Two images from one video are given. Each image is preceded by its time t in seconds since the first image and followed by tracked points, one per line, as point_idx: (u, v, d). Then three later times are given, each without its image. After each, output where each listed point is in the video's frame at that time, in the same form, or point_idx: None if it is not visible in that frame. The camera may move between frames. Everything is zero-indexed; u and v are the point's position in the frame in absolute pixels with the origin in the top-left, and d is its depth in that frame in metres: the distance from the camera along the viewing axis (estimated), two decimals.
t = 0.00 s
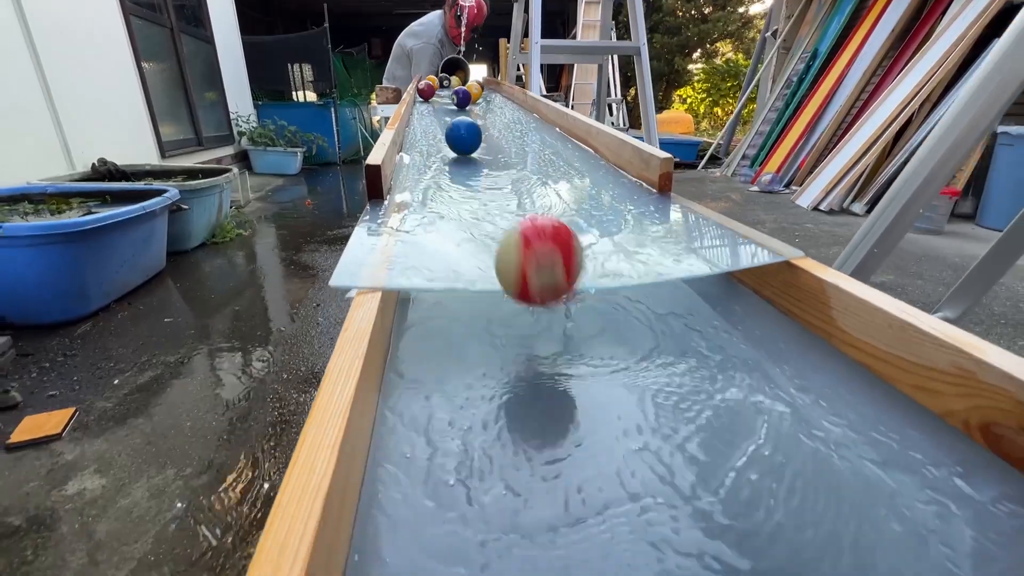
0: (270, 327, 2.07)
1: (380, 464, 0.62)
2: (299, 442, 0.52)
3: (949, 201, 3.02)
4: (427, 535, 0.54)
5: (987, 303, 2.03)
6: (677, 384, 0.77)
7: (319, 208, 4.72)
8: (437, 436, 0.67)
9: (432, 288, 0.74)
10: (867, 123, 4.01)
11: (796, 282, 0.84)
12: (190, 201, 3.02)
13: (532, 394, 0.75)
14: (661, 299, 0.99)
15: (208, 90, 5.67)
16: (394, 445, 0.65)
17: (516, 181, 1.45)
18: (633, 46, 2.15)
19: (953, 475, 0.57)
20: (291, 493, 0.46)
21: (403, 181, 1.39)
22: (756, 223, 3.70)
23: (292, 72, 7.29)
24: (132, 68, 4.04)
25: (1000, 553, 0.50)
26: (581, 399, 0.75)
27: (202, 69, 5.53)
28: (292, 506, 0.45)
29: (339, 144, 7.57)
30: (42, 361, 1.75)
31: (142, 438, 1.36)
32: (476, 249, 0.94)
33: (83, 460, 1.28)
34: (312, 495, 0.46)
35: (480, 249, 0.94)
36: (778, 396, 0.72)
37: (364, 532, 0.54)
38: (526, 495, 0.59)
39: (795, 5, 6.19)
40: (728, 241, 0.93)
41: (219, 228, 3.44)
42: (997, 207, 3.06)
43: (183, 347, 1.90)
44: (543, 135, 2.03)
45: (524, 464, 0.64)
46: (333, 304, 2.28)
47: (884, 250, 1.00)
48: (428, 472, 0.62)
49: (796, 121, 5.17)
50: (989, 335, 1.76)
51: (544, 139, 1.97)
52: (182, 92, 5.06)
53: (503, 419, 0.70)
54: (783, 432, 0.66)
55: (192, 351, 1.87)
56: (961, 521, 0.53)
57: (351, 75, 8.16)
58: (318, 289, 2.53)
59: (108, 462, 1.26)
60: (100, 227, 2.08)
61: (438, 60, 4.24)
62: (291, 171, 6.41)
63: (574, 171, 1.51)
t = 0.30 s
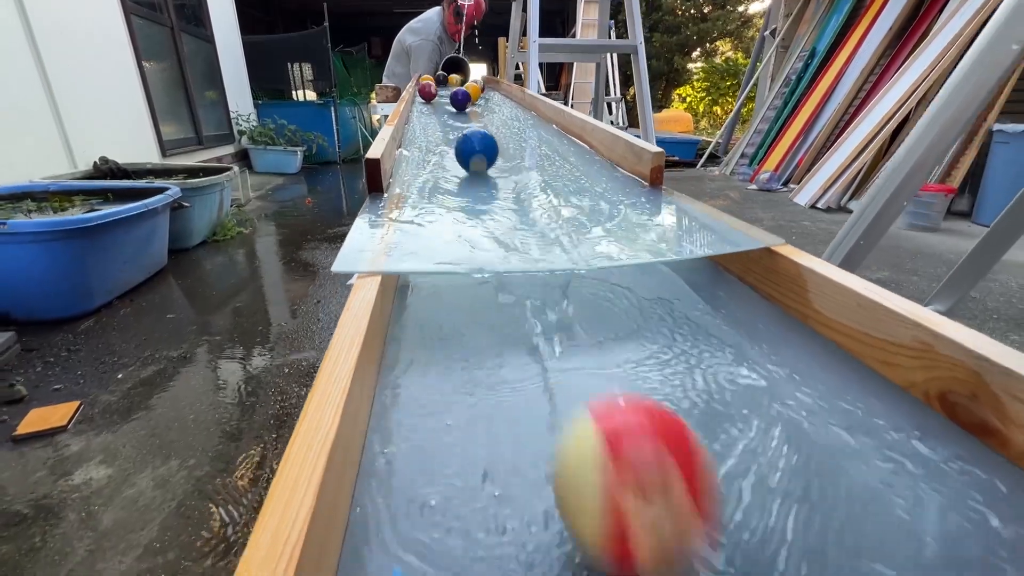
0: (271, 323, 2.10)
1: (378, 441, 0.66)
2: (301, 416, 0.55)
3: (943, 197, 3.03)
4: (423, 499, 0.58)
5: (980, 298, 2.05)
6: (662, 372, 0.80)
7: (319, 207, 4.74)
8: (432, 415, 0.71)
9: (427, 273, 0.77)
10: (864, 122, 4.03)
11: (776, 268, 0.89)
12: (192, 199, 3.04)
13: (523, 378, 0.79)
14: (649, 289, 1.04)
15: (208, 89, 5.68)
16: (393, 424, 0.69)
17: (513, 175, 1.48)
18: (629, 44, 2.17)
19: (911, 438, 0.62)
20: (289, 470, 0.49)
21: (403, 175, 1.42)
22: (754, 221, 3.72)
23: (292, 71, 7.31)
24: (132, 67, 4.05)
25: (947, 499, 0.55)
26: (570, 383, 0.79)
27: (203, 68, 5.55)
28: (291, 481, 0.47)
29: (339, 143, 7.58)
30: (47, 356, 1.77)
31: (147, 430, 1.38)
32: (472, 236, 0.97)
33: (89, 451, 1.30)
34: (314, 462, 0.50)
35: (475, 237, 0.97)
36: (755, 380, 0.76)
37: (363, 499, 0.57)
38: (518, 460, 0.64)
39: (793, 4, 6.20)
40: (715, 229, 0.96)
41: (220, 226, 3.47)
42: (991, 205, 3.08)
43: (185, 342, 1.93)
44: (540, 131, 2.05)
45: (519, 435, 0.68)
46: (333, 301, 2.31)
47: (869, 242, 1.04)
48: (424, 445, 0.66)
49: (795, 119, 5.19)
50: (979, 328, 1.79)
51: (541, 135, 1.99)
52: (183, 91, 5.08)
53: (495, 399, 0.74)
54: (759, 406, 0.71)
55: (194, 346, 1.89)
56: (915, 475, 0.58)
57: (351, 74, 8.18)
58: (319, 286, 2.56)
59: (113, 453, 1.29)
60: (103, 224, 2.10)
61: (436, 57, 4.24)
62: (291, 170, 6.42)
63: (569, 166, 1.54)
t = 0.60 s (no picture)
0: (273, 321, 2.13)
1: (377, 425, 0.69)
2: (306, 397, 0.59)
3: (939, 196, 3.05)
4: (418, 476, 0.61)
5: (973, 295, 2.08)
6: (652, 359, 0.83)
7: (319, 207, 4.76)
8: (427, 397, 0.74)
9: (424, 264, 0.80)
10: (861, 121, 4.05)
11: (756, 258, 0.94)
12: (193, 199, 3.07)
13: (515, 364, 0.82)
14: (639, 281, 1.07)
15: (209, 90, 5.70)
16: (391, 409, 0.72)
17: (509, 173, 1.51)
18: (626, 45, 2.20)
19: (871, 411, 0.66)
20: (288, 456, 0.51)
21: (403, 172, 1.45)
22: (752, 220, 3.74)
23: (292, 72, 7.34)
24: (134, 68, 4.08)
25: (899, 465, 0.59)
26: (561, 369, 0.81)
27: (203, 69, 5.57)
28: (292, 461, 0.50)
29: (339, 143, 7.60)
30: (52, 353, 1.80)
31: (151, 424, 1.41)
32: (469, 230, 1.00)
33: (95, 445, 1.33)
34: (316, 438, 0.53)
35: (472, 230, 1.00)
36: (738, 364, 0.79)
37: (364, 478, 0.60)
38: (504, 434, 0.68)
39: (791, 4, 6.23)
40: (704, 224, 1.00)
41: (221, 225, 3.49)
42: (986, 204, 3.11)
43: (188, 339, 1.95)
44: (537, 131, 2.08)
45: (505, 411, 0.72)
46: (334, 299, 2.34)
47: (854, 238, 1.09)
48: (417, 425, 0.69)
49: (793, 118, 5.21)
50: (971, 325, 1.82)
51: (538, 134, 2.02)
52: (183, 91, 5.10)
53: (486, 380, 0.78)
54: (737, 385, 0.75)
55: (197, 342, 1.92)
56: (872, 443, 0.62)
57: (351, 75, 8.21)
58: (320, 284, 2.59)
59: (119, 447, 1.32)
60: (106, 223, 2.13)
61: (435, 57, 4.25)
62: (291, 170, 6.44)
63: (565, 163, 1.57)
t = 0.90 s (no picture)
0: (272, 317, 2.16)
1: (376, 409, 0.72)
2: (308, 377, 0.62)
3: (929, 193, 3.09)
4: (414, 452, 0.65)
5: (959, 290, 2.12)
6: (637, 351, 0.88)
7: (316, 205, 4.78)
8: (423, 380, 0.79)
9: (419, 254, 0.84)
10: (853, 120, 4.09)
11: (731, 248, 1.02)
12: (191, 197, 3.09)
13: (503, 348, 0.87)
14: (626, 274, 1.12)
15: (206, 88, 5.71)
16: (389, 395, 0.76)
17: (502, 169, 1.54)
18: (619, 45, 2.23)
19: (825, 384, 0.73)
20: (294, 430, 0.55)
21: (399, 169, 1.48)
22: (745, 218, 3.78)
23: (289, 70, 7.35)
24: (131, 67, 4.09)
25: (844, 428, 0.66)
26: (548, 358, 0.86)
27: (200, 67, 5.57)
28: (297, 436, 0.54)
29: (336, 141, 7.61)
30: (53, 349, 1.82)
31: (154, 417, 1.44)
32: (463, 222, 1.04)
33: (99, 437, 1.35)
34: (318, 416, 0.57)
35: (467, 223, 1.04)
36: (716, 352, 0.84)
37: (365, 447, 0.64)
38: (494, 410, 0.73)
39: (785, 3, 6.27)
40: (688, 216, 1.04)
41: (219, 223, 3.51)
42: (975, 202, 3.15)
43: (187, 335, 1.98)
44: (530, 129, 2.11)
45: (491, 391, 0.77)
46: (332, 295, 2.37)
47: (833, 231, 1.13)
48: (414, 405, 0.74)
49: (787, 117, 5.25)
50: (955, 319, 1.86)
51: (531, 133, 2.05)
52: (180, 89, 5.11)
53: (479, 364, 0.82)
54: (710, 367, 0.81)
55: (196, 338, 1.95)
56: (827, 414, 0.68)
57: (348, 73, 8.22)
58: (317, 282, 2.62)
59: (121, 440, 1.34)
60: (105, 220, 2.15)
61: (431, 55, 4.27)
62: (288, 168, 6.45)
63: (556, 161, 1.61)
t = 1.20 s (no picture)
0: (271, 313, 2.20)
1: (373, 399, 0.76)
2: (311, 354, 0.66)
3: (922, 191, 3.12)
4: (416, 430, 0.71)
5: (948, 285, 2.16)
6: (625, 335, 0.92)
7: (314, 204, 4.80)
8: (424, 365, 0.84)
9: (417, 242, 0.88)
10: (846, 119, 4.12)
11: (716, 239, 1.08)
12: (189, 195, 3.10)
13: (494, 340, 0.92)
14: (616, 266, 1.17)
15: (203, 86, 5.71)
16: (390, 379, 0.81)
17: (498, 165, 1.57)
18: (614, 44, 2.25)
19: (796, 359, 0.82)
20: (300, 398, 0.59)
21: (397, 164, 1.51)
22: (740, 215, 3.81)
23: (286, 69, 7.35)
24: (128, 65, 4.09)
25: (809, 395, 0.74)
26: (538, 348, 0.90)
27: (197, 65, 5.58)
28: (300, 406, 0.57)
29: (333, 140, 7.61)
30: (55, 344, 1.84)
31: (156, 409, 1.46)
32: (460, 213, 1.08)
33: (102, 429, 1.38)
34: (321, 390, 0.60)
35: (463, 213, 1.08)
36: (695, 345, 0.88)
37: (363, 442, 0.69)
38: (489, 389, 0.79)
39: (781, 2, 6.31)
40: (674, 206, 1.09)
41: (217, 221, 3.52)
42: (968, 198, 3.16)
43: (188, 330, 2.01)
44: (526, 126, 2.14)
45: (482, 380, 0.81)
46: (330, 292, 2.40)
47: (817, 224, 1.17)
48: (413, 388, 0.79)
49: (782, 115, 5.29)
50: (943, 313, 1.90)
51: (527, 130, 2.08)
52: (177, 88, 5.11)
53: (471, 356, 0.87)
54: (691, 349, 0.87)
55: (197, 334, 1.97)
56: (789, 402, 0.73)
57: (345, 72, 8.22)
58: (316, 278, 2.65)
59: (124, 431, 1.37)
60: (106, 218, 2.17)
61: (427, 53, 4.29)
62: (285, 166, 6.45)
63: (550, 156, 1.63)
